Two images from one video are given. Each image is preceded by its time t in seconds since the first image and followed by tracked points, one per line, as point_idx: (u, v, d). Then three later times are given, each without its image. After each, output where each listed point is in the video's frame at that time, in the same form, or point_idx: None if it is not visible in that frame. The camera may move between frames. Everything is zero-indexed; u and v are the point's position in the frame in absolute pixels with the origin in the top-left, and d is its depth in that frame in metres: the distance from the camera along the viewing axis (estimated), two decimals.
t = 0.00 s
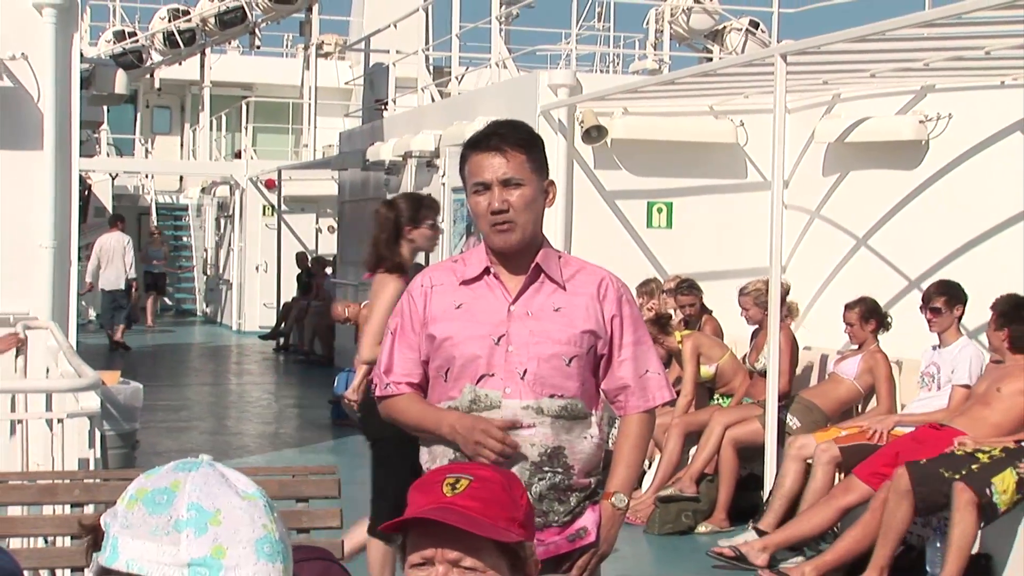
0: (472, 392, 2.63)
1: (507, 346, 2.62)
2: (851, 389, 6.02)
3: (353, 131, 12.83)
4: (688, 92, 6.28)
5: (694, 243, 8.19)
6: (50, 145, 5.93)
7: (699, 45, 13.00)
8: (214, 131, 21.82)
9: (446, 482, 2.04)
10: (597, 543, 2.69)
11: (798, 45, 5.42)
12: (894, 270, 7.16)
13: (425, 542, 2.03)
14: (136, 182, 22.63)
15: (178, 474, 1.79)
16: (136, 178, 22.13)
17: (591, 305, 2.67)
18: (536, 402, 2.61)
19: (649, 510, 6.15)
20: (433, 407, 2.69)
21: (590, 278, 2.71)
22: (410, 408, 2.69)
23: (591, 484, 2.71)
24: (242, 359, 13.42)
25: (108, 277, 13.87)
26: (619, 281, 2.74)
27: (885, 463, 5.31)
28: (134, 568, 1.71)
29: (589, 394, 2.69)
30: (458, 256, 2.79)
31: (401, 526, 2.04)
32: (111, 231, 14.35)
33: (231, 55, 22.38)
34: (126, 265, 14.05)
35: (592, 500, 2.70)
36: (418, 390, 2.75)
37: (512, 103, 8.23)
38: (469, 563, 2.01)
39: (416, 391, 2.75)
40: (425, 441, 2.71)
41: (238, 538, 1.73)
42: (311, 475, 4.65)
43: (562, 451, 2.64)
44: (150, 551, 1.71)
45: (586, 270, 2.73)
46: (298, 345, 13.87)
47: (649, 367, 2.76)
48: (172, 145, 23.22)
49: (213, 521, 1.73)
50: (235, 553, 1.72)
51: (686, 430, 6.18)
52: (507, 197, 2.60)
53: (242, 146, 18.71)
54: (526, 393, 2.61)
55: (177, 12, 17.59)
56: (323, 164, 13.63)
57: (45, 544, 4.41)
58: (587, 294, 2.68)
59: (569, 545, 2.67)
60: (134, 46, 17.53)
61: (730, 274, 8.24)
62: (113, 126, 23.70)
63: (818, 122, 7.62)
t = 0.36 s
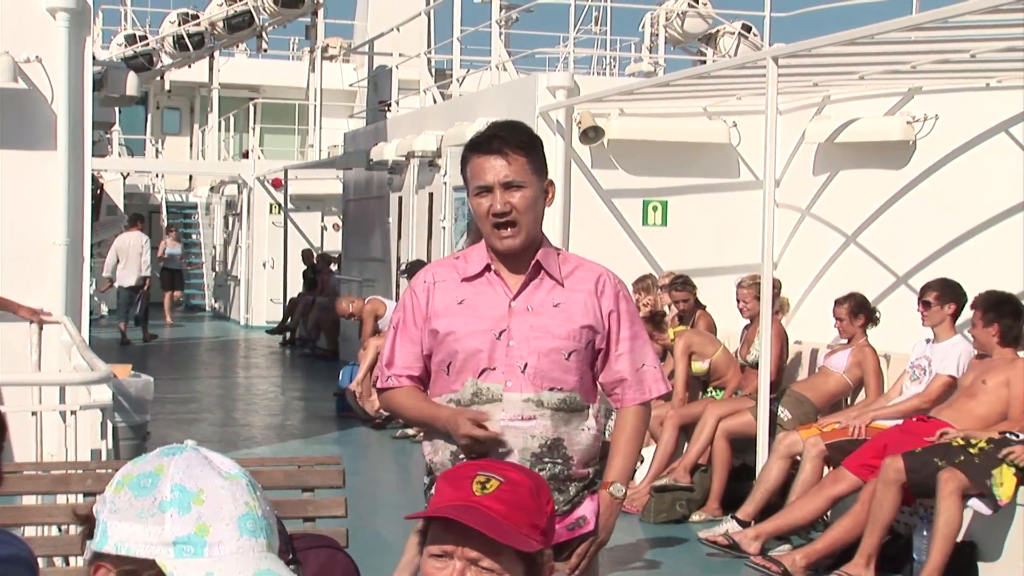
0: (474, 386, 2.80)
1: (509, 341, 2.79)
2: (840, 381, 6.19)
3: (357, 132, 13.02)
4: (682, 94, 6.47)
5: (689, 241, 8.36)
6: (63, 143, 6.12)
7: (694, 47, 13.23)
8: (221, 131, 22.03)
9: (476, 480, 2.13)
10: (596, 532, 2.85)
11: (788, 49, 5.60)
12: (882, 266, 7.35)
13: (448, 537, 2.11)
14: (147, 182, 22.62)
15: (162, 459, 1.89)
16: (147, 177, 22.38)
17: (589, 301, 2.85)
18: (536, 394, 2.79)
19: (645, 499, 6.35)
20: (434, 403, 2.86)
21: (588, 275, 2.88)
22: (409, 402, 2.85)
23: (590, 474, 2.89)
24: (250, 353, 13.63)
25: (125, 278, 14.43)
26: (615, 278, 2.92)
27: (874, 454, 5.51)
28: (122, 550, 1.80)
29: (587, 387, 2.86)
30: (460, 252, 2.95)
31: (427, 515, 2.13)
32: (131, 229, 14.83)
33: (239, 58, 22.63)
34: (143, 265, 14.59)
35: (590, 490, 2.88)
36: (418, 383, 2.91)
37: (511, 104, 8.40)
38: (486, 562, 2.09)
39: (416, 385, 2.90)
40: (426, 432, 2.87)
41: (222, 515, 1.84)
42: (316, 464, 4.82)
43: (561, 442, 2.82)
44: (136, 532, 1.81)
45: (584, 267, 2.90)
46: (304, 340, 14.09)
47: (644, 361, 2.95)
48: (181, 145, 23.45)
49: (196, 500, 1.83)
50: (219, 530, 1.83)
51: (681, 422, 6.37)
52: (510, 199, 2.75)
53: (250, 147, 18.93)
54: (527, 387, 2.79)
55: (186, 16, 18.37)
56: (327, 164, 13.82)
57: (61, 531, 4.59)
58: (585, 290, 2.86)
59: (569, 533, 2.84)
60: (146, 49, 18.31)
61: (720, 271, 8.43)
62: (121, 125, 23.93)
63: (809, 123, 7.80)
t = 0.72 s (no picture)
0: (475, 379, 2.89)
1: (508, 336, 2.88)
2: (830, 374, 6.43)
3: (361, 132, 13.22)
4: (677, 96, 6.66)
5: (682, 238, 8.56)
6: (76, 144, 6.31)
7: (688, 51, 13.56)
8: (227, 130, 22.26)
9: (491, 471, 2.08)
10: (593, 520, 2.93)
11: (779, 52, 5.79)
12: (871, 263, 7.55)
13: (458, 526, 2.07)
14: (158, 181, 23.37)
15: (183, 466, 1.88)
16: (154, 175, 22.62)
17: (587, 296, 2.95)
18: (535, 387, 2.88)
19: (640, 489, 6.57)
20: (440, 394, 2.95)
21: (585, 271, 2.98)
22: (416, 395, 2.93)
23: (588, 465, 2.98)
24: (257, 347, 13.87)
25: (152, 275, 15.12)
26: (611, 273, 3.02)
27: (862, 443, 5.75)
28: (140, 557, 1.81)
29: (585, 380, 2.96)
30: (461, 251, 3.05)
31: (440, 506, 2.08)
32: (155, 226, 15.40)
33: (246, 59, 22.89)
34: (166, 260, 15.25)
35: (588, 480, 2.97)
36: (422, 376, 3.01)
37: (511, 106, 8.60)
38: (497, 556, 2.04)
39: (420, 378, 3.00)
40: (428, 426, 2.96)
41: (236, 529, 1.81)
42: (322, 455, 5.02)
43: (560, 434, 2.91)
44: (154, 540, 1.81)
45: (582, 263, 3.01)
46: (310, 334, 14.32)
47: (640, 355, 3.05)
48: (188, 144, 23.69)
49: (212, 514, 1.81)
50: (233, 543, 1.80)
51: (675, 415, 6.57)
52: (509, 197, 2.85)
53: (257, 147, 19.17)
54: (526, 379, 2.88)
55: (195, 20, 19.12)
56: (332, 164, 14.03)
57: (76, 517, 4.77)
58: (582, 286, 2.96)
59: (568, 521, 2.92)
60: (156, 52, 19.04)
61: (711, 268, 8.62)
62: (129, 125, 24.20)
63: (799, 125, 7.98)
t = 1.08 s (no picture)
0: (476, 374, 3.00)
1: (508, 333, 2.99)
2: (821, 370, 6.59)
3: (364, 134, 13.40)
4: (671, 99, 6.84)
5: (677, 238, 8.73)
6: (87, 146, 6.50)
7: (683, 55, 13.87)
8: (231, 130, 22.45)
9: (514, 463, 2.10)
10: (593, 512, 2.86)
11: (770, 56, 5.96)
12: (861, 262, 7.71)
13: (479, 519, 2.08)
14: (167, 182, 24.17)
15: (207, 478, 1.91)
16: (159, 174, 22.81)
17: (585, 294, 3.06)
18: (535, 382, 2.99)
19: (637, 481, 6.80)
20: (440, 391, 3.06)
21: (584, 270, 3.09)
22: (415, 390, 3.03)
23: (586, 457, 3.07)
24: (263, 344, 14.06)
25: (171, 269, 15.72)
26: (610, 273, 3.12)
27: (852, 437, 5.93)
28: (167, 569, 1.84)
29: (584, 376, 3.07)
30: (462, 250, 3.16)
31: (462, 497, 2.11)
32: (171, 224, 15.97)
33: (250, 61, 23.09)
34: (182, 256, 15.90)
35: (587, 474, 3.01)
36: (423, 372, 3.11)
37: (510, 109, 8.78)
38: (515, 549, 2.05)
39: (422, 373, 3.10)
40: (430, 419, 3.07)
41: (261, 539, 1.85)
42: (327, 448, 5.19)
43: (559, 427, 3.00)
44: (181, 553, 1.85)
45: (581, 262, 3.11)
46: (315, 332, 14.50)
47: (637, 351, 3.14)
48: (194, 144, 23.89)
49: (236, 526, 1.84)
50: (258, 554, 1.83)
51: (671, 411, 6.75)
52: (510, 198, 2.95)
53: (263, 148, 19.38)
54: (526, 375, 2.98)
55: (202, 25, 20.58)
56: (336, 165, 14.23)
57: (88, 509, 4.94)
58: (581, 283, 3.06)
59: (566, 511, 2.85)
60: (166, 57, 20.11)
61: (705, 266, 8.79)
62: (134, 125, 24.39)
63: (791, 127, 8.16)
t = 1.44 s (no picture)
0: (476, 370, 2.92)
1: (508, 329, 2.91)
2: (812, 364, 6.77)
3: (366, 134, 13.57)
4: (667, 101, 7.00)
5: (671, 235, 8.87)
6: (97, 148, 6.71)
7: (678, 59, 14.14)
8: (236, 130, 22.66)
9: (511, 478, 1.95)
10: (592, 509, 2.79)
11: (763, 60, 6.11)
12: (851, 259, 7.94)
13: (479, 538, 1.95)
14: (175, 182, 24.70)
15: (204, 479, 1.85)
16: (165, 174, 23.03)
17: (583, 291, 2.97)
18: (534, 378, 2.91)
19: (633, 474, 7.04)
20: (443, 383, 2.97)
21: (581, 267, 3.00)
22: (416, 383, 2.95)
23: (584, 451, 2.98)
24: (269, 339, 14.25)
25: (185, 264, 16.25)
26: (607, 269, 3.03)
27: (843, 429, 6.09)
28: (162, 571, 1.79)
29: (582, 371, 2.99)
30: (462, 247, 3.07)
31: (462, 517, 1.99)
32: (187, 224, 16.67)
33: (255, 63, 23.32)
34: (198, 254, 16.62)
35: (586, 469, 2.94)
36: (426, 367, 3.03)
37: (510, 112, 8.94)
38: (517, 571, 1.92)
39: (424, 369, 3.02)
40: (431, 414, 3.00)
41: (256, 545, 1.79)
42: (330, 442, 5.35)
43: (558, 422, 2.93)
44: (176, 555, 1.79)
45: (578, 259, 3.02)
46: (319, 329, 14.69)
47: (634, 347, 3.06)
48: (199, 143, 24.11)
49: (232, 530, 1.78)
50: (253, 559, 1.78)
51: (667, 406, 6.93)
52: (510, 197, 2.87)
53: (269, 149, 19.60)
54: (525, 371, 2.90)
55: (210, 30, 21.01)
56: (339, 166, 14.42)
57: (99, 501, 5.09)
58: (579, 281, 2.98)
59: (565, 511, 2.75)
60: (174, 60, 20.56)
61: (700, 264, 8.94)
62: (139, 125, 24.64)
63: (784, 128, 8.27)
